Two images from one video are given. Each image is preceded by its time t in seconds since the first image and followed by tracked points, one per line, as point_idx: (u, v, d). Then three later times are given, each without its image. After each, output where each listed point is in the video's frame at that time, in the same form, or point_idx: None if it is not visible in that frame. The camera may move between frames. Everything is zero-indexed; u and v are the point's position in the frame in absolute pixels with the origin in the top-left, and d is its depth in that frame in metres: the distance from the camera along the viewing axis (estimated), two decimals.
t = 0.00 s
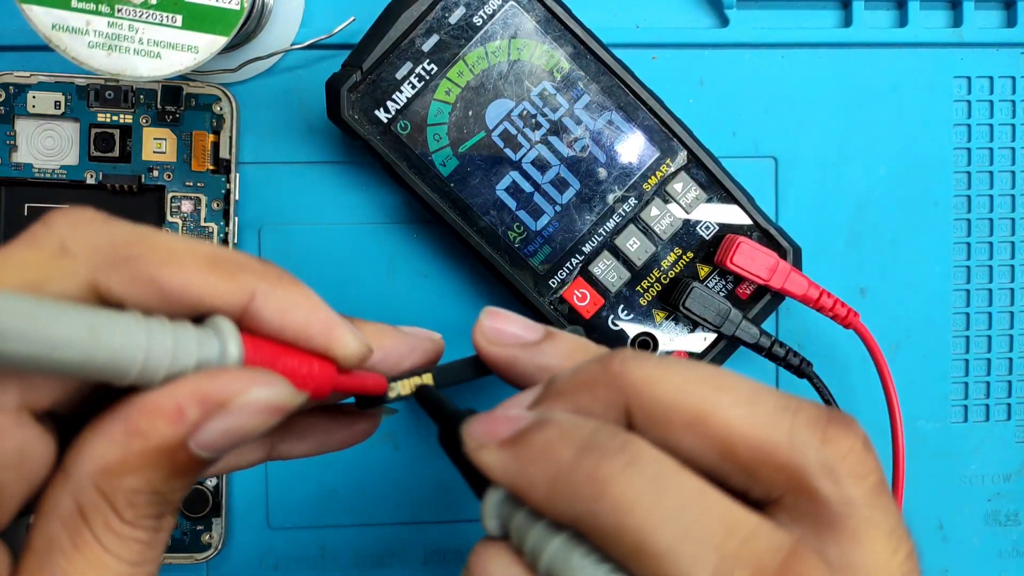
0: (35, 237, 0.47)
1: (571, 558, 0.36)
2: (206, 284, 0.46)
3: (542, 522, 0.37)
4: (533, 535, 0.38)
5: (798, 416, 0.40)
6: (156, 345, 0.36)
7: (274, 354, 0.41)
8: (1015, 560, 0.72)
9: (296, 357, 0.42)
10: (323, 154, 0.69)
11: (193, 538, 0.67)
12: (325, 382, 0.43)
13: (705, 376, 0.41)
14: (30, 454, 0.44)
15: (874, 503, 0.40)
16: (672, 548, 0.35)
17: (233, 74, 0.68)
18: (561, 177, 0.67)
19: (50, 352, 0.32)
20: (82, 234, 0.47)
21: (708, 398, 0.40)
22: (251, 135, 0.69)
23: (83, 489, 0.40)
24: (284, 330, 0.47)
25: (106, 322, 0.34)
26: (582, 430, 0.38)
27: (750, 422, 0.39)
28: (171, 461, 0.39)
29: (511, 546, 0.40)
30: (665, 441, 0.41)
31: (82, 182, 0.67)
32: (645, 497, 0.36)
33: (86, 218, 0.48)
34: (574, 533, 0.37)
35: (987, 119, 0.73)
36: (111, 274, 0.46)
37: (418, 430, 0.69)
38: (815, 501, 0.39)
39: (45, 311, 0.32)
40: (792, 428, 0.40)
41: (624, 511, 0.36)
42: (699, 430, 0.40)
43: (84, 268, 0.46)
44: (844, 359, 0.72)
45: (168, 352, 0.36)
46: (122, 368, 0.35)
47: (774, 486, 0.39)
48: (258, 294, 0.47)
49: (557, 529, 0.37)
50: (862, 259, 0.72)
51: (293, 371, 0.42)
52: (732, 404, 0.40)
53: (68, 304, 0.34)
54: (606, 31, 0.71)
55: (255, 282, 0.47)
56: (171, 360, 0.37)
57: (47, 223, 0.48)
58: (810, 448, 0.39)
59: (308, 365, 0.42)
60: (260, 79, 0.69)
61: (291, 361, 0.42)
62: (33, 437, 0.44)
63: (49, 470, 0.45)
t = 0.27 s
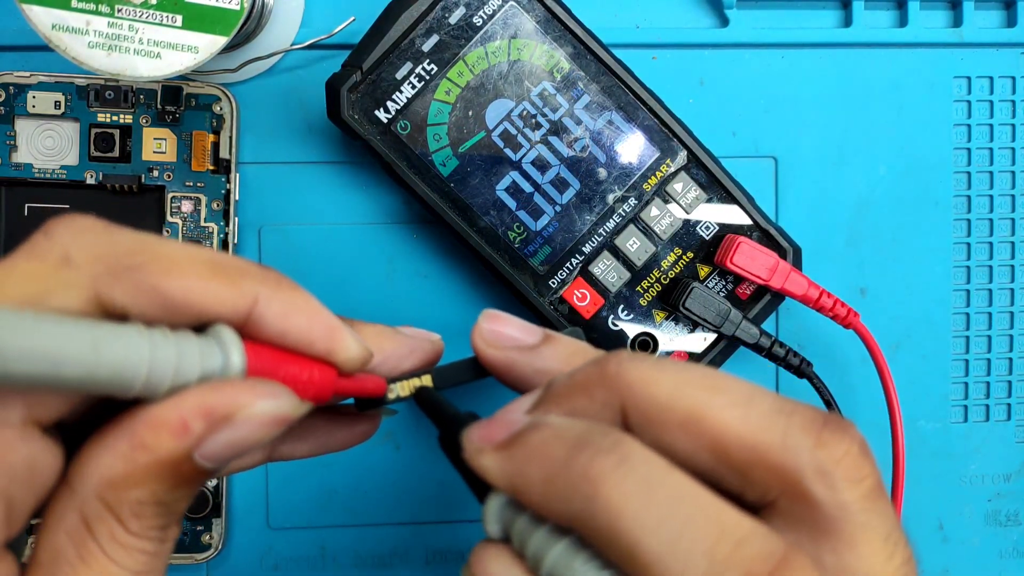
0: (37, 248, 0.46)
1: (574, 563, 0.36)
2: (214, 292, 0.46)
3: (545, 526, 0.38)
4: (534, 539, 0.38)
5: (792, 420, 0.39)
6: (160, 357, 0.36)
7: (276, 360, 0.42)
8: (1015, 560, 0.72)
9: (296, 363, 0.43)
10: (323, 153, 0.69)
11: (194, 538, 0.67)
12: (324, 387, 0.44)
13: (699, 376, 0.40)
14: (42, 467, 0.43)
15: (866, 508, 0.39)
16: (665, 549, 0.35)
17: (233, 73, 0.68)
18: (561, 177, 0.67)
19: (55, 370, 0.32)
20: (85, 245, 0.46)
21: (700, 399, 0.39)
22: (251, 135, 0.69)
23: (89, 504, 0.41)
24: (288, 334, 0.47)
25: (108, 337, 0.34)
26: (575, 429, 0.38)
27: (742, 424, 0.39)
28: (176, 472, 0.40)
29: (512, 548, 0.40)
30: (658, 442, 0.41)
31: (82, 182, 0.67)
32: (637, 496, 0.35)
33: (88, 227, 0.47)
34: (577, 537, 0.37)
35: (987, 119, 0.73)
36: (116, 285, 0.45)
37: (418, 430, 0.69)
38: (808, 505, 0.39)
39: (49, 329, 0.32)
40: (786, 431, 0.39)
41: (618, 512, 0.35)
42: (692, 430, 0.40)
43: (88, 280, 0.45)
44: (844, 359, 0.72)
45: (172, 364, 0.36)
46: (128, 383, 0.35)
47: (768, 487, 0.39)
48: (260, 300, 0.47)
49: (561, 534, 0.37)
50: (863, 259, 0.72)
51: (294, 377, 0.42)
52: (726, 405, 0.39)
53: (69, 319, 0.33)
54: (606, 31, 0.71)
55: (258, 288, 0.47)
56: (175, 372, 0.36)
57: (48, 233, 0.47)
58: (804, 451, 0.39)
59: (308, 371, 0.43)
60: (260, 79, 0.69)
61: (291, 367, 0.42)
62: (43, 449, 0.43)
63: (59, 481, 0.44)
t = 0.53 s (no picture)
0: (40, 281, 0.45)
1: None
2: (221, 318, 0.45)
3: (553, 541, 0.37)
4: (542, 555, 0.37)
5: (793, 432, 0.39)
6: (166, 387, 0.36)
7: (283, 381, 0.42)
8: (1015, 560, 0.72)
9: (303, 383, 0.43)
10: (323, 153, 0.69)
11: (194, 538, 0.66)
12: (329, 408, 0.44)
13: (699, 387, 0.40)
14: (52, 499, 0.43)
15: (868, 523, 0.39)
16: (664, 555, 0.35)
17: (233, 74, 0.68)
18: (561, 177, 0.67)
19: (65, 409, 0.32)
20: (92, 276, 0.45)
21: (699, 409, 0.39)
22: (251, 135, 0.69)
23: (96, 534, 0.43)
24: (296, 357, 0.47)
25: (116, 373, 0.34)
26: (575, 441, 0.38)
27: (740, 435, 0.39)
28: (183, 500, 0.42)
29: (517, 562, 0.40)
30: (657, 452, 0.40)
31: (82, 182, 0.67)
32: (637, 509, 0.35)
33: (94, 257, 0.46)
34: (584, 553, 0.37)
35: (987, 119, 0.73)
36: (121, 315, 0.44)
37: (418, 430, 0.69)
38: (808, 519, 0.38)
39: (60, 366, 0.32)
40: (785, 443, 0.39)
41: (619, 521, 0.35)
42: (691, 442, 0.39)
43: (94, 312, 0.44)
44: (844, 359, 0.72)
45: (179, 393, 0.37)
46: (136, 414, 0.35)
47: (767, 499, 0.39)
48: (267, 322, 0.46)
49: (569, 548, 0.37)
50: (863, 259, 0.72)
51: (300, 400, 0.43)
52: (725, 417, 0.39)
53: (77, 355, 0.33)
54: (606, 32, 0.71)
55: (264, 310, 0.46)
56: (181, 401, 0.37)
57: (53, 262, 0.46)
58: (804, 464, 0.38)
59: (314, 391, 0.43)
60: (260, 79, 0.69)
61: (297, 388, 0.43)
62: (55, 481, 0.43)
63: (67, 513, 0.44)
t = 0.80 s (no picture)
0: (48, 312, 0.44)
1: None
2: (227, 342, 0.44)
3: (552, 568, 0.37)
4: None
5: (791, 458, 0.39)
6: (175, 417, 0.36)
7: (291, 403, 0.42)
8: (1015, 560, 0.72)
9: (310, 404, 0.43)
10: (323, 154, 0.69)
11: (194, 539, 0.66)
12: (333, 428, 0.44)
13: (697, 409, 0.40)
14: (65, 530, 0.43)
15: (863, 553, 0.38)
16: None
17: (233, 74, 0.68)
18: (561, 177, 0.67)
19: (73, 448, 0.32)
20: (96, 308, 0.44)
21: (696, 433, 0.39)
22: (251, 135, 0.69)
23: (109, 564, 0.42)
24: (302, 377, 0.46)
25: (123, 407, 0.34)
26: (570, 469, 0.37)
27: (738, 461, 0.38)
28: (193, 529, 0.42)
29: None
30: (654, 478, 0.40)
31: (82, 182, 0.67)
32: (630, 542, 0.35)
33: (97, 287, 0.45)
34: None
35: (987, 119, 0.73)
36: (129, 348, 0.44)
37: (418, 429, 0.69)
38: (802, 546, 0.38)
39: (64, 405, 0.32)
40: (783, 470, 0.38)
41: (610, 555, 0.35)
42: (688, 467, 0.39)
43: (102, 345, 0.44)
44: (844, 359, 0.72)
45: (188, 423, 0.37)
46: (146, 446, 0.35)
47: (761, 528, 0.38)
48: (274, 345, 0.46)
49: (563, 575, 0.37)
50: (863, 258, 0.72)
51: (306, 421, 0.43)
52: (723, 441, 0.39)
53: (84, 392, 0.34)
54: (606, 31, 0.71)
55: (271, 332, 0.46)
56: (191, 429, 0.37)
57: (58, 293, 0.45)
58: (799, 492, 0.38)
59: (320, 412, 0.43)
60: (260, 79, 0.69)
61: (304, 410, 0.43)
62: (67, 514, 0.43)
63: (77, 543, 0.44)
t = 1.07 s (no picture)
0: (49, 309, 0.44)
1: None
2: (227, 337, 0.44)
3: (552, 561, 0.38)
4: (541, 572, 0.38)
5: (786, 448, 0.39)
6: (175, 412, 0.36)
7: (288, 398, 0.42)
8: (1015, 560, 0.72)
9: (308, 399, 0.43)
10: (324, 154, 0.69)
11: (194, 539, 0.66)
12: (333, 422, 0.44)
13: (694, 402, 0.40)
14: (65, 525, 0.43)
15: (860, 542, 0.38)
16: None
17: (233, 74, 0.68)
18: (561, 177, 0.67)
19: (75, 443, 0.32)
20: (98, 304, 0.44)
21: (692, 425, 0.39)
22: (251, 135, 0.69)
23: (109, 558, 0.42)
24: (302, 372, 0.46)
25: (124, 402, 0.34)
26: (568, 457, 0.37)
27: (735, 451, 0.38)
28: (194, 525, 0.42)
29: None
30: (651, 467, 0.40)
31: (82, 182, 0.67)
32: (625, 529, 0.35)
33: (100, 284, 0.45)
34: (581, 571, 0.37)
35: (987, 119, 0.73)
36: (130, 344, 0.43)
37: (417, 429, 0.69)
38: (799, 535, 0.38)
39: (66, 401, 0.32)
40: (778, 460, 0.38)
41: (605, 541, 0.35)
42: (684, 457, 0.39)
43: (102, 342, 0.43)
44: (844, 358, 0.72)
45: (188, 418, 0.37)
46: (146, 441, 0.35)
47: (758, 515, 0.38)
48: (275, 340, 0.46)
49: (563, 569, 0.38)
50: (863, 258, 0.72)
51: (306, 416, 0.42)
52: (718, 432, 0.39)
53: (84, 386, 0.33)
54: (606, 31, 0.71)
55: (272, 328, 0.46)
56: (191, 425, 0.37)
57: (59, 290, 0.45)
58: (795, 480, 0.38)
59: (318, 407, 0.43)
60: (260, 80, 0.69)
61: (301, 404, 0.42)
62: (67, 506, 0.43)
63: (77, 539, 0.44)
